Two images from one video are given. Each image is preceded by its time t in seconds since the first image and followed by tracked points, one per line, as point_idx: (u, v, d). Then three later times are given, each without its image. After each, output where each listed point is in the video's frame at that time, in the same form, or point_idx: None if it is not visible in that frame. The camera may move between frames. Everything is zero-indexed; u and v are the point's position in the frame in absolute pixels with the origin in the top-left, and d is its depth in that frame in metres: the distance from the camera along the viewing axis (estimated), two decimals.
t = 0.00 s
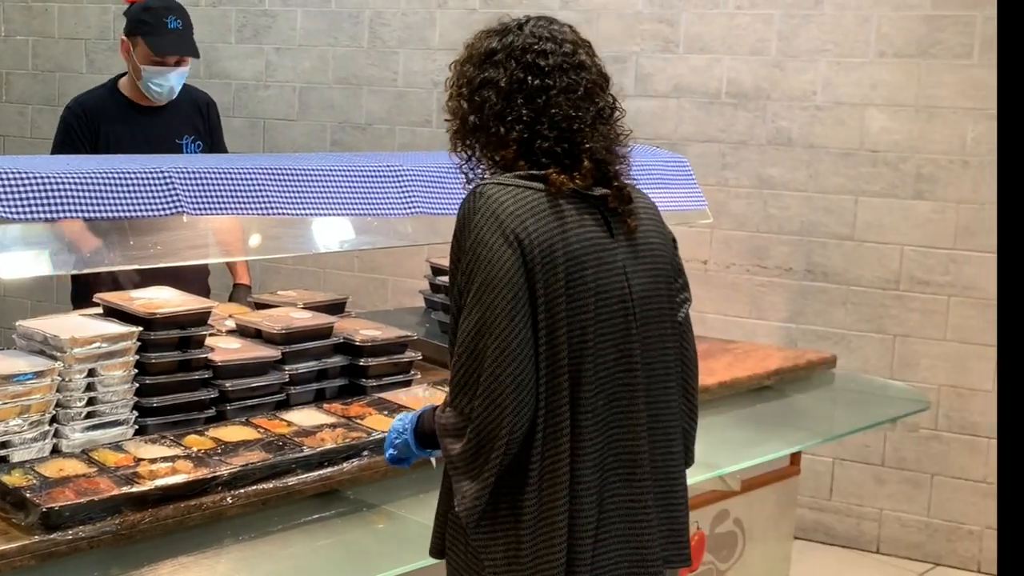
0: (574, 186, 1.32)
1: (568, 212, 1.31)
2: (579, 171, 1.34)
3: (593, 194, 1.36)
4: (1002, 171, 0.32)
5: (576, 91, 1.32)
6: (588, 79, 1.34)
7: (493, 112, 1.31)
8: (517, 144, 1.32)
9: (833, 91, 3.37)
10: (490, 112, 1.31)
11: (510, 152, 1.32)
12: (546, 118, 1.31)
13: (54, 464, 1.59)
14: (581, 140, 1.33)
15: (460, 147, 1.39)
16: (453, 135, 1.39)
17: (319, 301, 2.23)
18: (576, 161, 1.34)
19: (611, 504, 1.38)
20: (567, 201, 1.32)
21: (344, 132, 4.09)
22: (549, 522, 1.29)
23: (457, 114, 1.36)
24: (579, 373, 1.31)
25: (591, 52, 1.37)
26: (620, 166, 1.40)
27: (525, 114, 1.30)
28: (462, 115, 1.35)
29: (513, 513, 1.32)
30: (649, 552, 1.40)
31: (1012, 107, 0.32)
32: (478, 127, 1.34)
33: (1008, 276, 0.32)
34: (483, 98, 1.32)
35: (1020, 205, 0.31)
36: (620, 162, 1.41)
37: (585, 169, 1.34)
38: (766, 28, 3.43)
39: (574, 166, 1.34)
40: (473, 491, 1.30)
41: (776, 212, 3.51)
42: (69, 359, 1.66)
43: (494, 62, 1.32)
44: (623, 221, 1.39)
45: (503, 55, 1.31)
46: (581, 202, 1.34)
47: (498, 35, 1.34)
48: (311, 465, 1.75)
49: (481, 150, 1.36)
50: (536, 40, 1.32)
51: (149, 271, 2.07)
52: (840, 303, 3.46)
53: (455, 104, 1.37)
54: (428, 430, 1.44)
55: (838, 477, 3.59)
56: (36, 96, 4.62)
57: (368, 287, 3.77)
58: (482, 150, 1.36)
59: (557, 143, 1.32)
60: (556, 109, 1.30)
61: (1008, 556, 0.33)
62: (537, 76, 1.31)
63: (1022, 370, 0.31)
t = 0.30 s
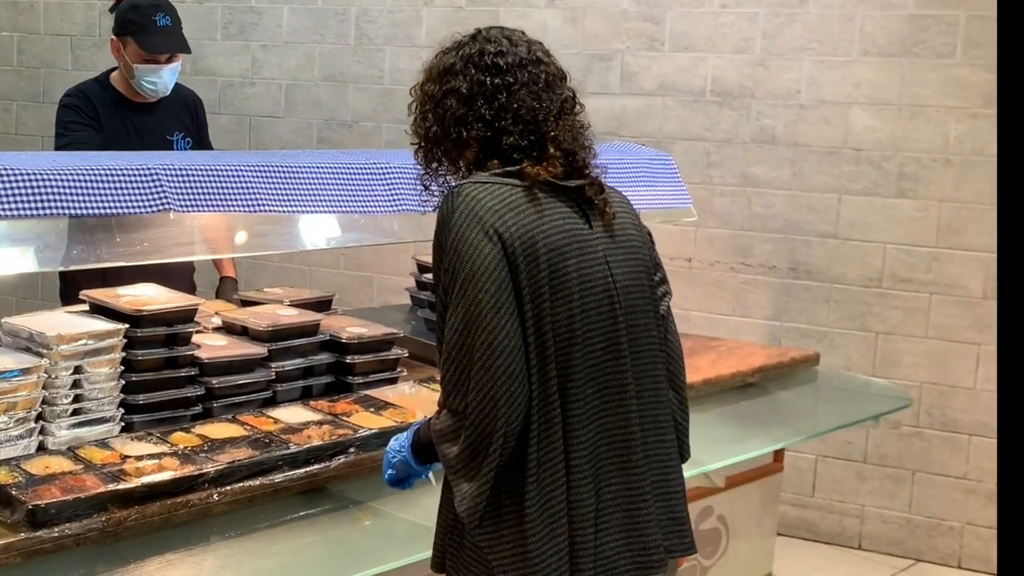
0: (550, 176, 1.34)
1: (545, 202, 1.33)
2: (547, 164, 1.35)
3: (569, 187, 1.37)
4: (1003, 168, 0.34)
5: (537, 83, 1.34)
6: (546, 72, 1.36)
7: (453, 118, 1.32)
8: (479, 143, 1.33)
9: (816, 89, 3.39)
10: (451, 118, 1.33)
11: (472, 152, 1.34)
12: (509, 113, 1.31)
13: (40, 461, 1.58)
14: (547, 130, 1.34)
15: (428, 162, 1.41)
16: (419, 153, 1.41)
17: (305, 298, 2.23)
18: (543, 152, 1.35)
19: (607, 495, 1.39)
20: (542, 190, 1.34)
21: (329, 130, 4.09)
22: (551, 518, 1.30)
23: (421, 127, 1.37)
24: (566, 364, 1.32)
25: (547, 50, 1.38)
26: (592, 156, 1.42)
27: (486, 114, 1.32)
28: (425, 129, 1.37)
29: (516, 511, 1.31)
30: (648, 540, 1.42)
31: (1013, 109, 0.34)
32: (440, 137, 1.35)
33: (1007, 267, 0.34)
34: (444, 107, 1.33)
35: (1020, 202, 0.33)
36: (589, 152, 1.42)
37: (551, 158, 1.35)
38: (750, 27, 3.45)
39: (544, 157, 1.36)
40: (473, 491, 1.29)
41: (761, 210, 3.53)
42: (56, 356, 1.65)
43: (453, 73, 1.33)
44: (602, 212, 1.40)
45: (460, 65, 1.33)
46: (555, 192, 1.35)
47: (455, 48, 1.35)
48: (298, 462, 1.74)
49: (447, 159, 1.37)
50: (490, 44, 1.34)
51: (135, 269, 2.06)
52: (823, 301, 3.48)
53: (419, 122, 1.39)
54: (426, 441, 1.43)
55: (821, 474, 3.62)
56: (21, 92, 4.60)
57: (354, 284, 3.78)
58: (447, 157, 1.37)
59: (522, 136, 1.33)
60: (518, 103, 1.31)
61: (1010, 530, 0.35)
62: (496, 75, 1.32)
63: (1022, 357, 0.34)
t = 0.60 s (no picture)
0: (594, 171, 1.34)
1: (592, 198, 1.34)
2: (593, 152, 1.35)
3: (602, 183, 1.38)
4: (1004, 164, 0.35)
5: (570, 66, 1.32)
6: (578, 56, 1.34)
7: (492, 103, 1.29)
8: (523, 126, 1.30)
9: (813, 85, 3.40)
10: (491, 103, 1.29)
11: (520, 136, 1.30)
12: (550, 97, 1.30)
13: (39, 455, 1.58)
14: (588, 114, 1.34)
15: (459, 152, 1.37)
16: (450, 143, 1.37)
17: (303, 293, 2.23)
18: (586, 136, 1.35)
19: (616, 496, 1.40)
20: (589, 184, 1.34)
21: (326, 125, 4.09)
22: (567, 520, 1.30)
23: (454, 113, 1.34)
24: (596, 366, 1.32)
25: (574, 33, 1.37)
26: (618, 153, 1.42)
27: (527, 96, 1.29)
28: (459, 115, 1.33)
29: (525, 508, 1.30)
30: (649, 542, 1.44)
31: (1014, 108, 0.34)
32: (477, 124, 1.31)
33: (1007, 263, 0.35)
34: (480, 92, 1.30)
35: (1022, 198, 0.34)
36: (615, 150, 1.42)
37: (597, 142, 1.35)
38: (748, 22, 3.45)
39: (585, 144, 1.35)
40: (491, 490, 1.28)
41: (757, 205, 3.53)
42: (54, 350, 1.64)
43: (482, 59, 1.31)
44: (631, 212, 1.41)
45: (490, 50, 1.31)
46: (596, 188, 1.36)
47: (478, 35, 1.33)
48: (296, 456, 1.74)
49: (483, 146, 1.34)
50: (519, 31, 1.33)
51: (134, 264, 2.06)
52: (819, 296, 3.49)
53: (449, 111, 1.35)
54: (433, 422, 1.42)
55: (817, 468, 3.62)
56: (17, 86, 4.59)
57: (350, 279, 3.86)
58: (481, 146, 1.34)
59: (566, 122, 1.32)
60: (560, 87, 1.30)
61: (1009, 525, 0.36)
62: (529, 58, 1.30)
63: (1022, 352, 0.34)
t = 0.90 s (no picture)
0: (614, 171, 1.33)
1: (610, 198, 1.33)
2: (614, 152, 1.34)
3: (620, 181, 1.37)
4: (1004, 163, 0.36)
5: (593, 62, 1.31)
6: (601, 50, 1.34)
7: (512, 97, 1.28)
8: (544, 123, 1.30)
9: (816, 79, 3.39)
10: (510, 96, 1.28)
11: (538, 134, 1.30)
12: (572, 94, 1.29)
13: (42, 451, 1.57)
14: (609, 112, 1.33)
15: (473, 143, 1.36)
16: (465, 134, 1.36)
17: (305, 288, 2.22)
18: (606, 136, 1.34)
19: (629, 496, 1.40)
20: (608, 184, 1.33)
21: (328, 119, 4.08)
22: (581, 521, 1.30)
23: (473, 104, 1.33)
24: (613, 367, 1.32)
25: (596, 26, 1.36)
26: (637, 151, 1.41)
27: (547, 91, 1.28)
28: (476, 107, 1.32)
29: (540, 509, 1.31)
30: (659, 544, 1.44)
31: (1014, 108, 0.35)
32: (496, 116, 1.31)
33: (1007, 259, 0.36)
34: (499, 86, 1.29)
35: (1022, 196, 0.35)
36: (633, 148, 1.41)
37: (617, 141, 1.35)
38: (751, 16, 3.44)
39: (605, 144, 1.35)
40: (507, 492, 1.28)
41: (760, 200, 3.52)
42: (57, 345, 1.64)
43: (502, 51, 1.30)
44: (648, 212, 1.40)
45: (511, 42, 1.30)
46: (616, 188, 1.35)
47: (498, 26, 1.32)
48: (300, 451, 1.74)
49: (501, 139, 1.33)
50: (542, 22, 1.31)
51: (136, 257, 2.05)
52: (822, 290, 3.48)
53: (465, 102, 1.34)
54: (440, 423, 1.38)
55: (819, 463, 3.62)
56: (18, 80, 4.58)
57: (353, 273, 3.83)
58: (499, 139, 1.33)
59: (586, 120, 1.32)
60: (581, 83, 1.29)
61: None
62: (552, 53, 1.29)
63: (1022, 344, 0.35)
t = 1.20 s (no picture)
0: (622, 165, 1.32)
1: (616, 191, 1.32)
2: (623, 144, 1.33)
3: (628, 174, 1.36)
4: (1003, 149, 0.36)
5: (606, 53, 1.30)
6: (615, 41, 1.33)
7: (522, 86, 1.27)
8: (553, 114, 1.29)
9: (822, 70, 3.37)
10: (520, 85, 1.27)
11: (548, 123, 1.29)
12: (583, 85, 1.28)
13: (45, 442, 1.57)
14: (620, 105, 1.32)
15: (483, 131, 1.35)
16: (475, 121, 1.35)
17: (309, 280, 2.22)
18: (616, 129, 1.33)
19: (631, 491, 1.39)
20: (615, 178, 1.32)
21: (332, 111, 4.08)
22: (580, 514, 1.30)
23: (482, 93, 1.32)
24: (615, 362, 1.31)
25: (611, 17, 1.35)
26: (647, 144, 1.39)
27: (558, 82, 1.28)
28: (487, 94, 1.31)
29: (538, 501, 1.30)
30: (661, 539, 1.43)
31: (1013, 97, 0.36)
32: (506, 105, 1.30)
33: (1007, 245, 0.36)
34: (511, 73, 1.28)
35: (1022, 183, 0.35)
36: (645, 140, 1.40)
37: (625, 135, 1.33)
38: (756, 7, 3.43)
39: (615, 136, 1.33)
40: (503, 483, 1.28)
41: (765, 192, 3.51)
42: (60, 337, 1.64)
43: (516, 37, 1.29)
44: (656, 206, 1.40)
45: (524, 29, 1.29)
46: (622, 182, 1.34)
47: (512, 12, 1.31)
48: (303, 443, 1.74)
49: (509, 128, 1.32)
50: (556, 11, 1.30)
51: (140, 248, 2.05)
52: (827, 283, 3.48)
53: (476, 88, 1.33)
54: (443, 412, 1.39)
55: (824, 455, 3.61)
56: (22, 73, 4.58)
57: (356, 265, 3.85)
58: (508, 128, 1.32)
59: (597, 112, 1.31)
60: (593, 74, 1.28)
61: None
62: (565, 43, 1.28)
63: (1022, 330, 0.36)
